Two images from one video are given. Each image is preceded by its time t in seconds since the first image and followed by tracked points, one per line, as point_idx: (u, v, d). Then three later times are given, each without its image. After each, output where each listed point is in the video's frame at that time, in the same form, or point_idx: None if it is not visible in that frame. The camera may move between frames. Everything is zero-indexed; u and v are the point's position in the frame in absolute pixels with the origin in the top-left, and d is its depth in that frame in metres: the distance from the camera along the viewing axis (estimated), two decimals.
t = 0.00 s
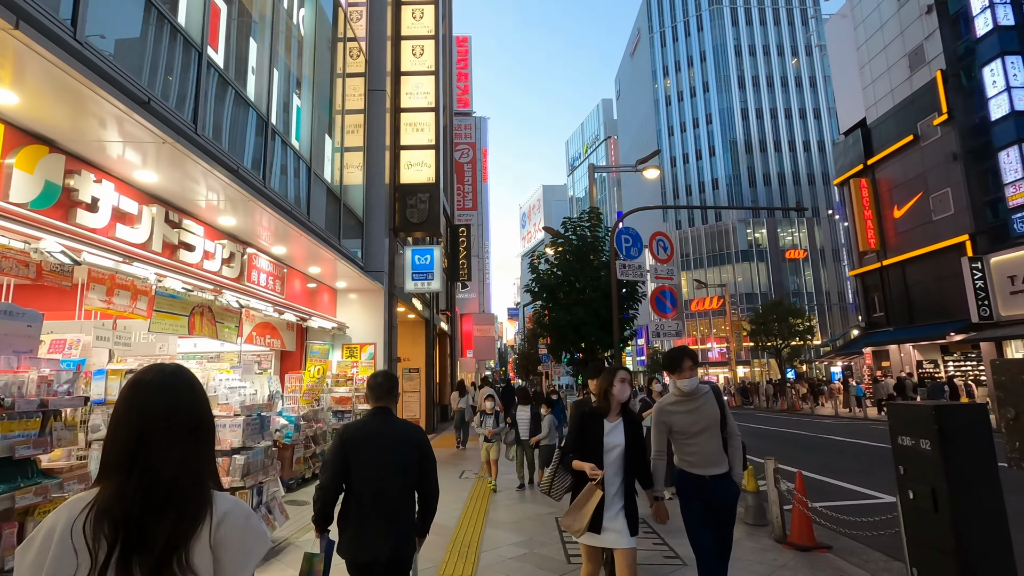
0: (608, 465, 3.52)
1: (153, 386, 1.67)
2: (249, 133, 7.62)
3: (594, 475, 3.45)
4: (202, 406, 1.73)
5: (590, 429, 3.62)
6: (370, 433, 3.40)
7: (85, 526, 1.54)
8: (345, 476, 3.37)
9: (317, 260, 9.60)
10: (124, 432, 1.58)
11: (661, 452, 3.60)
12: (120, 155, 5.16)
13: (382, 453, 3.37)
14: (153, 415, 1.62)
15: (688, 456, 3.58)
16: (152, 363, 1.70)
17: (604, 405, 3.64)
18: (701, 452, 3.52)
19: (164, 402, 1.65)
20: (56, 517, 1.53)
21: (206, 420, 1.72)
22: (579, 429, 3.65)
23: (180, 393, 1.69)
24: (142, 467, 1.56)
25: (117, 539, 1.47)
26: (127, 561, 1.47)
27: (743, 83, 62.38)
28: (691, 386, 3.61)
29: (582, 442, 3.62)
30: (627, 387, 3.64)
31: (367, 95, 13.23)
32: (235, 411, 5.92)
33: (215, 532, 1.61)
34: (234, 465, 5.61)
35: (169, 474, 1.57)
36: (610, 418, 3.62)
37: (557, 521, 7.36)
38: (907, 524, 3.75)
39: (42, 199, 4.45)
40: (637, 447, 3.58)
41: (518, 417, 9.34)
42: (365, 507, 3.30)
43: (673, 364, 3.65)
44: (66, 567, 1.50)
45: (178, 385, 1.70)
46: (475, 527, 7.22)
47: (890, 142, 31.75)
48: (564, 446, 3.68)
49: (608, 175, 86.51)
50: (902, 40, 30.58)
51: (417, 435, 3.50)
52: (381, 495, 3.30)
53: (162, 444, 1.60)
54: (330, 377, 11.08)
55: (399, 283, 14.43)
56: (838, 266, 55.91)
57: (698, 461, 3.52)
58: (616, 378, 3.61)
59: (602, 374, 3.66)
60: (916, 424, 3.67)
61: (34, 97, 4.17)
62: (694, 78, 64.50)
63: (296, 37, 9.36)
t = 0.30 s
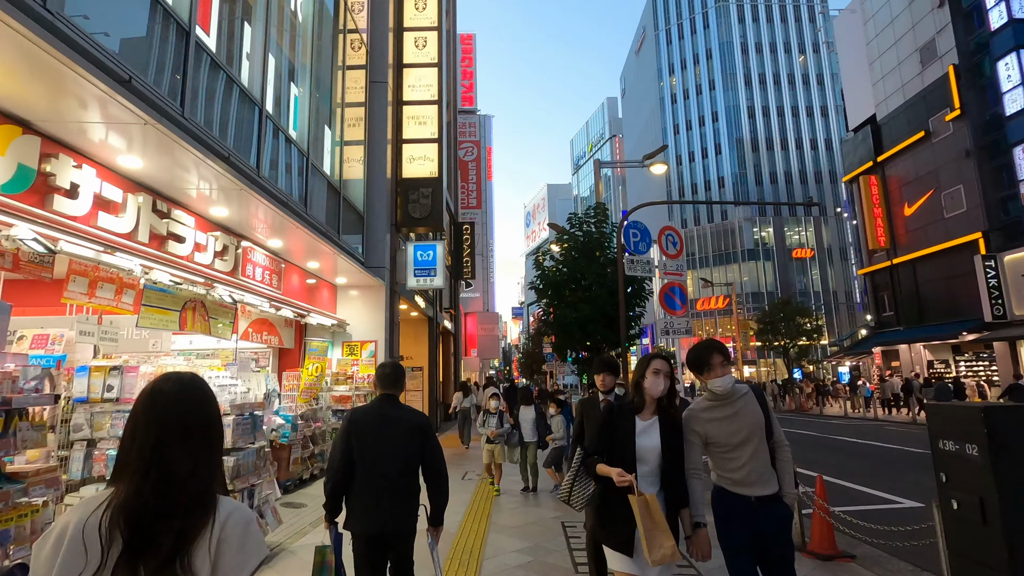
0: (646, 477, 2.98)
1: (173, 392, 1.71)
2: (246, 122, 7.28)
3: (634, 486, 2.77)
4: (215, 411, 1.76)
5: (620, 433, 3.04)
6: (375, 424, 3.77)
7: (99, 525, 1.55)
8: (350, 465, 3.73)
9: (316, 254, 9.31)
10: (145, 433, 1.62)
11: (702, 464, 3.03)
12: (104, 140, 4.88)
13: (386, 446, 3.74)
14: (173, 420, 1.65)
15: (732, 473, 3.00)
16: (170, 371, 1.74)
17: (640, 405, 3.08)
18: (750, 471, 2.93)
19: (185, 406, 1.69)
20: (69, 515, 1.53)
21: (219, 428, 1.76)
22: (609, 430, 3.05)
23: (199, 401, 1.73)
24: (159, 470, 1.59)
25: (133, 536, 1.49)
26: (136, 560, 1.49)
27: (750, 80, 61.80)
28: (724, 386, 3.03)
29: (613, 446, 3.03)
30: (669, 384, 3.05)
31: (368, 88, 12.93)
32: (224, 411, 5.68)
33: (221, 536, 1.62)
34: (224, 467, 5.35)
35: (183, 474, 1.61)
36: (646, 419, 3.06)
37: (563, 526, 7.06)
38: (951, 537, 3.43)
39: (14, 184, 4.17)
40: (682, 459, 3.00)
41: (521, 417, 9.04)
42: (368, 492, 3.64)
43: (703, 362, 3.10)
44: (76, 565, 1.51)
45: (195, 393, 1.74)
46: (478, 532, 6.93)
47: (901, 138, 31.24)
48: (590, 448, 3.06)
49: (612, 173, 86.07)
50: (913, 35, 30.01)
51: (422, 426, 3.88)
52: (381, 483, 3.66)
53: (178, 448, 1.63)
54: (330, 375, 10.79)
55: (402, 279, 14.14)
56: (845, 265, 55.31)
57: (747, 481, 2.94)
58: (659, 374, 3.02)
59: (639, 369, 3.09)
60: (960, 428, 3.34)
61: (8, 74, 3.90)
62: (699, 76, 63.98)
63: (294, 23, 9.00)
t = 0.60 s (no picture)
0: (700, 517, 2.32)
1: (197, 393, 1.80)
2: (247, 113, 7.02)
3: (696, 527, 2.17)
4: (237, 408, 1.86)
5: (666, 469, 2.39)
6: (388, 424, 3.76)
7: (130, 515, 1.66)
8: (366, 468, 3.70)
9: (319, 250, 9.04)
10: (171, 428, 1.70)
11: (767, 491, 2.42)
12: (91, 127, 4.63)
13: (400, 448, 3.71)
14: (197, 417, 1.74)
15: (790, 496, 2.54)
16: (191, 369, 1.82)
17: (688, 425, 2.45)
18: (819, 494, 2.46)
19: (210, 406, 1.79)
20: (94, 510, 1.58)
21: (240, 426, 1.86)
22: (646, 462, 2.42)
23: (220, 401, 1.82)
24: (183, 465, 1.68)
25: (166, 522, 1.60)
26: (168, 546, 1.61)
27: (762, 76, 60.87)
28: (791, 391, 2.53)
29: (657, 484, 2.39)
30: (722, 393, 2.47)
31: (374, 80, 12.65)
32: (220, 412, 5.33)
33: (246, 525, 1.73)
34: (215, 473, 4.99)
35: (210, 467, 1.71)
36: (698, 445, 2.41)
37: (575, 533, 6.75)
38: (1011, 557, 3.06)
39: None
40: (742, 481, 2.35)
41: (532, 419, 8.71)
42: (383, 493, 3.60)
43: (765, 369, 2.57)
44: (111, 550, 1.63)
45: (221, 392, 1.84)
46: (486, 539, 6.63)
47: (919, 133, 30.51)
48: (623, 488, 2.44)
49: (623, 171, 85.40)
50: (933, 26, 29.22)
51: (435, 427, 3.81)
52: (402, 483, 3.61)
53: (204, 440, 1.73)
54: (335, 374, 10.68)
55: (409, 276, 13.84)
56: (860, 262, 54.32)
57: (806, 510, 2.49)
58: (710, 383, 2.43)
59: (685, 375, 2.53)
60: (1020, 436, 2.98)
61: None
62: (711, 71, 63.19)
63: (296, 10, 8.70)
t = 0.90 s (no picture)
0: (775, 544, 1.90)
1: (235, 389, 2.05)
2: (257, 100, 6.87)
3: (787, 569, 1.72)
4: (266, 402, 2.10)
5: (726, 474, 1.97)
6: (407, 414, 4.26)
7: (182, 497, 1.93)
8: (389, 452, 4.19)
9: (333, 242, 8.90)
10: (214, 422, 1.95)
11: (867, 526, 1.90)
12: (96, 112, 4.48)
13: (419, 432, 4.23)
14: (237, 411, 1.98)
15: (905, 537, 1.94)
16: (230, 368, 2.06)
17: (761, 423, 2.00)
18: (952, 540, 1.85)
19: (247, 401, 2.04)
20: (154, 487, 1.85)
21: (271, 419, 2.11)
22: (700, 464, 1.99)
23: (256, 396, 2.07)
24: (230, 454, 1.94)
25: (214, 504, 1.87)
26: (218, 522, 1.87)
27: (784, 67, 59.58)
28: (916, 390, 1.94)
29: (724, 495, 1.95)
30: (804, 381, 2.06)
31: (388, 72, 12.49)
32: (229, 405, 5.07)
33: (281, 504, 2.00)
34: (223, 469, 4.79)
35: (250, 456, 1.98)
36: (775, 447, 1.99)
37: (596, 533, 6.52)
38: None
39: None
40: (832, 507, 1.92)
41: (549, 414, 8.51)
42: (406, 476, 4.14)
43: (880, 363, 2.00)
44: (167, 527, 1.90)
45: (256, 388, 2.08)
46: (503, 539, 6.42)
47: (950, 122, 29.48)
48: (678, 498, 1.98)
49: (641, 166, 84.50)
50: (965, 11, 28.12)
51: (449, 415, 4.33)
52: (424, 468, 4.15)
53: (244, 431, 1.99)
54: (349, 368, 10.67)
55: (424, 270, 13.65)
56: (886, 257, 52.93)
57: (938, 560, 1.88)
58: (792, 371, 2.03)
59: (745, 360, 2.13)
60: None
61: None
62: (731, 63, 62.11)
63: None
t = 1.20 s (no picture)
0: None
1: (259, 386, 2.40)
2: (253, 91, 6.67)
3: None
4: (284, 400, 2.43)
5: (849, 502, 1.55)
6: (412, 405, 4.77)
7: (208, 481, 2.29)
8: (395, 443, 4.73)
9: (334, 238, 8.67)
10: (237, 416, 2.28)
11: None
12: (80, 98, 4.28)
13: (422, 423, 4.76)
14: (256, 408, 2.30)
15: None
16: (254, 369, 2.39)
17: (884, 446, 1.60)
18: None
19: (268, 396, 2.39)
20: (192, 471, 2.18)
21: (289, 413, 2.45)
22: (815, 501, 1.57)
23: (275, 393, 2.40)
24: (251, 444, 2.29)
25: (235, 487, 2.19)
26: (238, 503, 2.22)
27: (790, 63, 59.04)
28: None
29: (843, 548, 1.53)
30: (941, 394, 1.66)
31: (390, 65, 12.25)
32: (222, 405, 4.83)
33: (291, 490, 2.32)
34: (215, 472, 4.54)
35: (268, 445, 2.32)
36: (907, 487, 1.61)
37: (605, 538, 6.28)
38: None
39: None
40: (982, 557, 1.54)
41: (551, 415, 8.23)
42: (411, 463, 4.62)
43: None
44: (196, 504, 2.26)
45: (276, 386, 2.42)
46: (509, 544, 6.19)
47: (961, 117, 29.01)
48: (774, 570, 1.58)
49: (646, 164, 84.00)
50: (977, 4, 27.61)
51: (451, 408, 4.81)
52: (428, 457, 4.64)
53: (263, 425, 2.34)
54: (351, 367, 10.51)
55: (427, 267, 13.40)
56: (894, 254, 52.37)
57: None
58: (927, 383, 1.65)
59: (857, 350, 1.76)
60: None
61: None
62: (736, 60, 61.65)
63: None
